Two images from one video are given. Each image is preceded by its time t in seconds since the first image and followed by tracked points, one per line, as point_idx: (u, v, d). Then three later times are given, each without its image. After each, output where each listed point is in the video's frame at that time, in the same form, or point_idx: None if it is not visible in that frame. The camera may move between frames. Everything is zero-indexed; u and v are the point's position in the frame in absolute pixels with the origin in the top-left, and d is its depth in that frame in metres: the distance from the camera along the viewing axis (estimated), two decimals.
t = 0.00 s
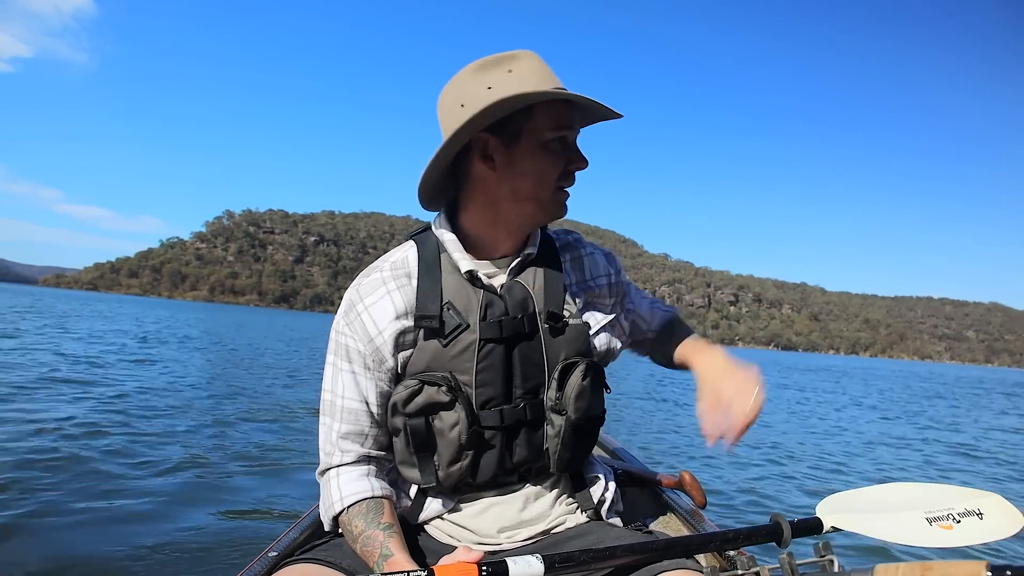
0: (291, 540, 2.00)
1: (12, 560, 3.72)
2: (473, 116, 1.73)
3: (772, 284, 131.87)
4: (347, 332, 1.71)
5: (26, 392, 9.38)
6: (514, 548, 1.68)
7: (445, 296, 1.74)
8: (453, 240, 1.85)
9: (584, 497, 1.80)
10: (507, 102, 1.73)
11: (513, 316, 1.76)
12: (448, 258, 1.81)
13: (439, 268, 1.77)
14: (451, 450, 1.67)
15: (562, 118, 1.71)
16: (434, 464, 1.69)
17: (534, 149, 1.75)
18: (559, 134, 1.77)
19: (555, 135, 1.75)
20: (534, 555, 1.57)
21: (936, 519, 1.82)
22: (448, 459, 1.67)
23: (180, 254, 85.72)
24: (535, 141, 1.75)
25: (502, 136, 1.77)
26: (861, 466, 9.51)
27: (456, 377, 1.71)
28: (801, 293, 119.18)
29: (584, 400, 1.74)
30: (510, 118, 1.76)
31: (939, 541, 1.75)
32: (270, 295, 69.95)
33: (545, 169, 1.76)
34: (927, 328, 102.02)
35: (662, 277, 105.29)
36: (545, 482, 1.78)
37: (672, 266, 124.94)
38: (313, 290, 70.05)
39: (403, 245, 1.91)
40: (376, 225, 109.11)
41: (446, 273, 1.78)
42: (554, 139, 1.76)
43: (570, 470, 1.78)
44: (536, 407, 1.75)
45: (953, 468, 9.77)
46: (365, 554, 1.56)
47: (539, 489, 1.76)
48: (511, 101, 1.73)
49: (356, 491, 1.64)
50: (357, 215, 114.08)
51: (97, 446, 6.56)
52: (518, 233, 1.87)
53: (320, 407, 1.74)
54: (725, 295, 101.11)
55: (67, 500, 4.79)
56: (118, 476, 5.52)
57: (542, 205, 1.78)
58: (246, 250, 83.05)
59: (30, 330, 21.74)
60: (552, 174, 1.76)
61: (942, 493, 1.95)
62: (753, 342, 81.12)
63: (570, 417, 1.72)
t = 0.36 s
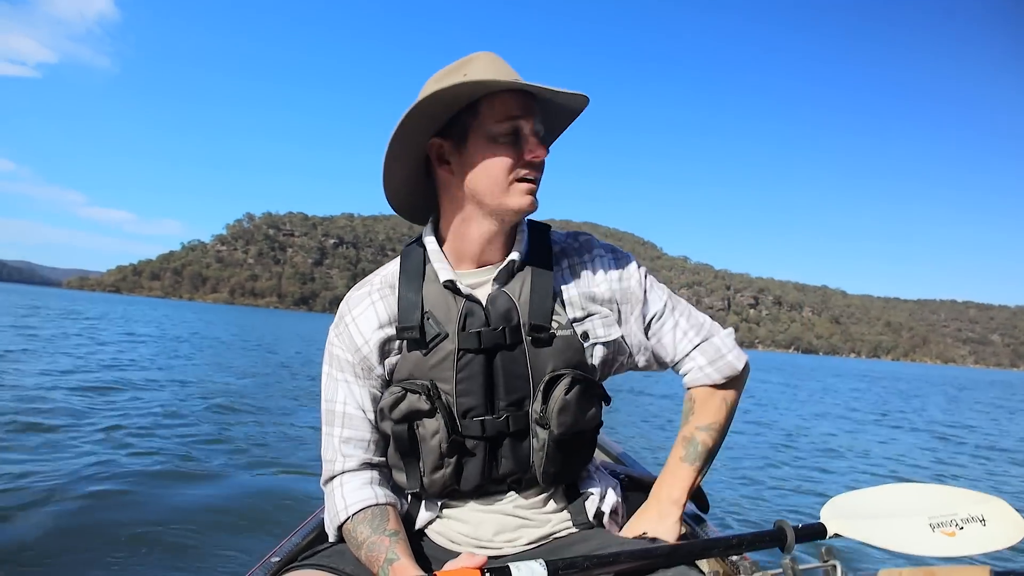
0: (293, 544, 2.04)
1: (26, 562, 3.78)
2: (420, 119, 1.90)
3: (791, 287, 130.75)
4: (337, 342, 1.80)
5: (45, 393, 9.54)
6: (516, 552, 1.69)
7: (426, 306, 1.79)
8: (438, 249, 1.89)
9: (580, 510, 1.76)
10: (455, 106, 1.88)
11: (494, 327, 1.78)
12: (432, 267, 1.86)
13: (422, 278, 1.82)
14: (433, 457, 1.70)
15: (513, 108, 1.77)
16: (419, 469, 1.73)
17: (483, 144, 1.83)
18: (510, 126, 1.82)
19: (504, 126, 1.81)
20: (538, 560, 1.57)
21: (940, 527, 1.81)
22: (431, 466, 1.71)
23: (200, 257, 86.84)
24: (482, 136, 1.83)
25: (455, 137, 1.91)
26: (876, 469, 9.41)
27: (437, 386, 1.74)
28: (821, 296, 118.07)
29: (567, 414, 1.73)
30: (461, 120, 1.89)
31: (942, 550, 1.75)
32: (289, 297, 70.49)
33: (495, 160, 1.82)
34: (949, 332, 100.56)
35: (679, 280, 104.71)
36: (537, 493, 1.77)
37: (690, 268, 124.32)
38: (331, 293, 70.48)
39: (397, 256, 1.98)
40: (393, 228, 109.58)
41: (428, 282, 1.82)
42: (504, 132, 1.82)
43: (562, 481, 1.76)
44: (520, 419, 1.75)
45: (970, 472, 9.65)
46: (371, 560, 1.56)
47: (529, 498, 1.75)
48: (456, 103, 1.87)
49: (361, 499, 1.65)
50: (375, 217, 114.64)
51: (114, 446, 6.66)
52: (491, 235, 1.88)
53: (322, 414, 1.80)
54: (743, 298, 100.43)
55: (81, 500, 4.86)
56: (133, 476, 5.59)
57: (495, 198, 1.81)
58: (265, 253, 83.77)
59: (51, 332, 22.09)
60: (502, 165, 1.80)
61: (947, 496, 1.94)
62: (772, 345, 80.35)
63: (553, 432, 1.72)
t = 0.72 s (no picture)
0: (303, 542, 2.05)
1: (51, 565, 3.86)
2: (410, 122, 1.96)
3: (810, 280, 129.54)
4: (345, 343, 1.82)
5: (69, 398, 9.69)
6: (525, 550, 1.69)
7: (434, 305, 1.80)
8: (444, 247, 1.92)
9: (592, 507, 1.77)
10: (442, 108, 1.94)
11: (503, 325, 1.78)
12: (440, 266, 1.88)
13: (430, 277, 1.83)
14: (444, 457, 1.71)
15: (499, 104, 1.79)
16: (430, 469, 1.73)
17: (470, 142, 1.85)
18: (496, 122, 1.83)
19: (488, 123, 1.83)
20: (547, 558, 1.57)
21: (949, 525, 1.79)
22: (443, 465, 1.71)
23: (220, 260, 87.77)
24: (469, 134, 1.86)
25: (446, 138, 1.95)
26: (897, 463, 9.34)
27: (447, 385, 1.75)
28: (841, 289, 116.89)
29: (579, 411, 1.72)
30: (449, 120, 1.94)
31: (948, 550, 1.72)
32: (308, 299, 71.10)
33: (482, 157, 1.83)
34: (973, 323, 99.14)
35: (697, 276, 104.20)
36: (548, 492, 1.77)
37: (707, 263, 123.61)
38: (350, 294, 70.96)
39: (403, 258, 2.00)
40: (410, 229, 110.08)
41: (437, 282, 1.84)
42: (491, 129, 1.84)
43: (573, 478, 1.75)
44: (531, 416, 1.75)
45: (994, 465, 9.54)
46: (381, 559, 1.57)
47: (540, 496, 1.75)
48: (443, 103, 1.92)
49: (370, 500, 1.67)
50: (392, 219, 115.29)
51: (136, 451, 6.75)
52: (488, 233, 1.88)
53: (330, 416, 1.81)
54: (762, 293, 99.73)
55: (103, 503, 4.94)
56: (155, 480, 5.67)
57: (484, 194, 1.81)
58: (284, 257, 84.55)
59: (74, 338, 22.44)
60: (489, 161, 1.81)
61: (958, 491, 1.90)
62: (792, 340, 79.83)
63: (565, 429, 1.71)
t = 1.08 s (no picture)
0: (306, 535, 2.07)
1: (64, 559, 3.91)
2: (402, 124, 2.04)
3: (825, 275, 128.60)
4: (350, 335, 1.83)
5: (85, 397, 9.80)
6: (528, 541, 1.69)
7: (438, 297, 1.82)
8: (448, 238, 1.92)
9: (594, 499, 1.77)
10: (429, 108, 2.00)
11: (506, 317, 1.79)
12: (443, 258, 1.89)
13: (435, 269, 1.85)
14: (447, 447, 1.72)
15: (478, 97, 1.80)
16: (433, 460, 1.74)
17: (453, 137, 1.88)
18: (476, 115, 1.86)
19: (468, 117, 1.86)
20: (550, 552, 1.58)
21: (952, 518, 1.78)
22: (446, 456, 1.72)
23: (234, 259, 88.37)
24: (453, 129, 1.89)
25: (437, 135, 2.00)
26: (909, 457, 9.28)
27: (450, 376, 1.76)
28: (856, 283, 115.99)
29: (581, 403, 1.73)
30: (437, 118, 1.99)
31: (947, 543, 1.71)
32: (321, 297, 71.41)
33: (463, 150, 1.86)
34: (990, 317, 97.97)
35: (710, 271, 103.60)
36: (549, 483, 1.78)
37: (720, 258, 122.98)
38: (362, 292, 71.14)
39: (407, 251, 2.01)
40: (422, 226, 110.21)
41: (440, 274, 1.85)
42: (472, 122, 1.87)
43: (575, 470, 1.76)
44: (534, 408, 1.76)
45: (1008, 459, 9.46)
46: (384, 550, 1.59)
47: (542, 488, 1.76)
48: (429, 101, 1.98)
49: (374, 490, 1.68)
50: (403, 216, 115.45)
51: (150, 448, 6.82)
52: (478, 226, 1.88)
53: (334, 407, 1.83)
54: (776, 288, 99.12)
55: (118, 498, 5.00)
56: (169, 477, 5.73)
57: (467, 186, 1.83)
58: (297, 255, 84.93)
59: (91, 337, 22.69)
60: (469, 153, 1.83)
61: (963, 485, 1.88)
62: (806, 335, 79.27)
63: (567, 421, 1.71)
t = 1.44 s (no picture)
0: (307, 535, 2.07)
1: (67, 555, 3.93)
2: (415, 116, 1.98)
3: (836, 279, 127.97)
4: (354, 334, 1.83)
5: (94, 396, 9.86)
6: (528, 543, 1.70)
7: (442, 297, 1.81)
8: (453, 240, 1.92)
9: (595, 502, 1.77)
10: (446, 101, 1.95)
11: (511, 319, 1.79)
12: (448, 258, 1.89)
13: (439, 270, 1.84)
14: (450, 449, 1.72)
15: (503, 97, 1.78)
16: (436, 461, 1.74)
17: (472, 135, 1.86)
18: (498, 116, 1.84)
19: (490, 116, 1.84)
20: (550, 552, 1.58)
21: (953, 518, 1.78)
22: (448, 457, 1.72)
23: (244, 260, 88.86)
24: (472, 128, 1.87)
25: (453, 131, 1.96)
26: (917, 462, 9.23)
27: (454, 377, 1.76)
28: (867, 288, 115.37)
29: (584, 406, 1.73)
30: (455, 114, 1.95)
31: (950, 544, 1.72)
32: (331, 298, 71.63)
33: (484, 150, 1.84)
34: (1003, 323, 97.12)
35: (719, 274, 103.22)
36: (551, 486, 1.78)
37: (731, 262, 122.62)
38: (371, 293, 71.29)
39: (412, 251, 2.01)
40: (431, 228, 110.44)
41: (445, 274, 1.85)
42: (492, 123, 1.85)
43: (577, 473, 1.76)
44: (537, 410, 1.76)
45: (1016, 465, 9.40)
46: (384, 552, 1.59)
47: (544, 490, 1.76)
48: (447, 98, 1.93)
49: (376, 491, 1.69)
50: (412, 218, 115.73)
51: (159, 448, 6.86)
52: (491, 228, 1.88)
53: (337, 407, 1.83)
54: (786, 293, 98.76)
55: (127, 495, 5.04)
56: (177, 476, 5.76)
57: (486, 187, 1.82)
58: (307, 256, 85.26)
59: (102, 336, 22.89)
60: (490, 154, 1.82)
61: (962, 485, 1.89)
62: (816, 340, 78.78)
63: (570, 424, 1.71)
